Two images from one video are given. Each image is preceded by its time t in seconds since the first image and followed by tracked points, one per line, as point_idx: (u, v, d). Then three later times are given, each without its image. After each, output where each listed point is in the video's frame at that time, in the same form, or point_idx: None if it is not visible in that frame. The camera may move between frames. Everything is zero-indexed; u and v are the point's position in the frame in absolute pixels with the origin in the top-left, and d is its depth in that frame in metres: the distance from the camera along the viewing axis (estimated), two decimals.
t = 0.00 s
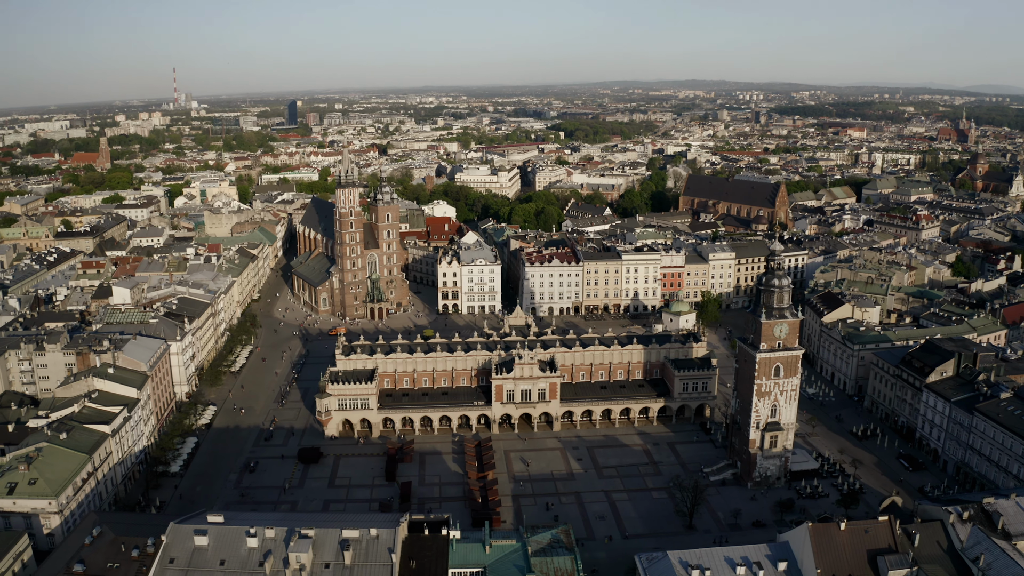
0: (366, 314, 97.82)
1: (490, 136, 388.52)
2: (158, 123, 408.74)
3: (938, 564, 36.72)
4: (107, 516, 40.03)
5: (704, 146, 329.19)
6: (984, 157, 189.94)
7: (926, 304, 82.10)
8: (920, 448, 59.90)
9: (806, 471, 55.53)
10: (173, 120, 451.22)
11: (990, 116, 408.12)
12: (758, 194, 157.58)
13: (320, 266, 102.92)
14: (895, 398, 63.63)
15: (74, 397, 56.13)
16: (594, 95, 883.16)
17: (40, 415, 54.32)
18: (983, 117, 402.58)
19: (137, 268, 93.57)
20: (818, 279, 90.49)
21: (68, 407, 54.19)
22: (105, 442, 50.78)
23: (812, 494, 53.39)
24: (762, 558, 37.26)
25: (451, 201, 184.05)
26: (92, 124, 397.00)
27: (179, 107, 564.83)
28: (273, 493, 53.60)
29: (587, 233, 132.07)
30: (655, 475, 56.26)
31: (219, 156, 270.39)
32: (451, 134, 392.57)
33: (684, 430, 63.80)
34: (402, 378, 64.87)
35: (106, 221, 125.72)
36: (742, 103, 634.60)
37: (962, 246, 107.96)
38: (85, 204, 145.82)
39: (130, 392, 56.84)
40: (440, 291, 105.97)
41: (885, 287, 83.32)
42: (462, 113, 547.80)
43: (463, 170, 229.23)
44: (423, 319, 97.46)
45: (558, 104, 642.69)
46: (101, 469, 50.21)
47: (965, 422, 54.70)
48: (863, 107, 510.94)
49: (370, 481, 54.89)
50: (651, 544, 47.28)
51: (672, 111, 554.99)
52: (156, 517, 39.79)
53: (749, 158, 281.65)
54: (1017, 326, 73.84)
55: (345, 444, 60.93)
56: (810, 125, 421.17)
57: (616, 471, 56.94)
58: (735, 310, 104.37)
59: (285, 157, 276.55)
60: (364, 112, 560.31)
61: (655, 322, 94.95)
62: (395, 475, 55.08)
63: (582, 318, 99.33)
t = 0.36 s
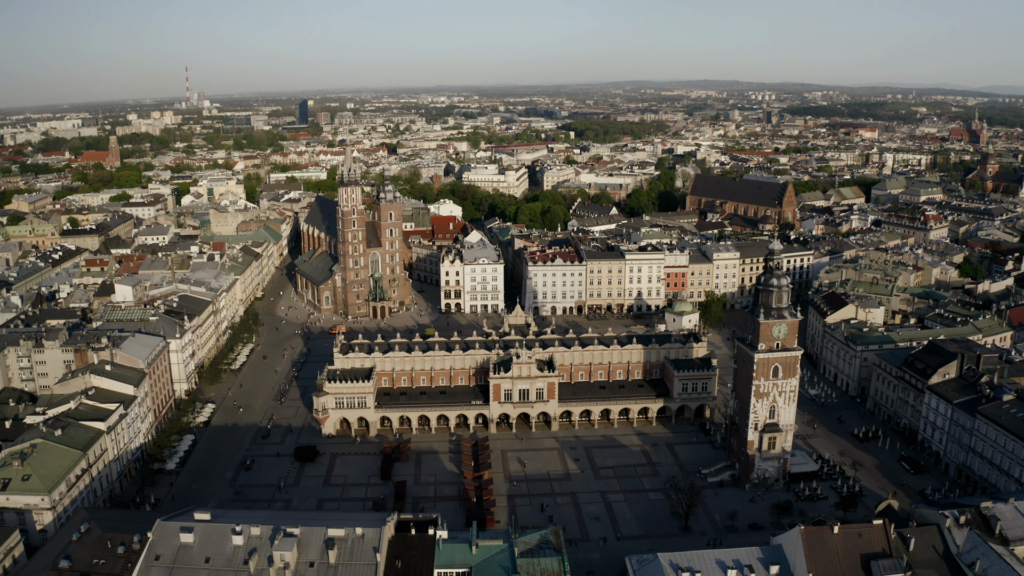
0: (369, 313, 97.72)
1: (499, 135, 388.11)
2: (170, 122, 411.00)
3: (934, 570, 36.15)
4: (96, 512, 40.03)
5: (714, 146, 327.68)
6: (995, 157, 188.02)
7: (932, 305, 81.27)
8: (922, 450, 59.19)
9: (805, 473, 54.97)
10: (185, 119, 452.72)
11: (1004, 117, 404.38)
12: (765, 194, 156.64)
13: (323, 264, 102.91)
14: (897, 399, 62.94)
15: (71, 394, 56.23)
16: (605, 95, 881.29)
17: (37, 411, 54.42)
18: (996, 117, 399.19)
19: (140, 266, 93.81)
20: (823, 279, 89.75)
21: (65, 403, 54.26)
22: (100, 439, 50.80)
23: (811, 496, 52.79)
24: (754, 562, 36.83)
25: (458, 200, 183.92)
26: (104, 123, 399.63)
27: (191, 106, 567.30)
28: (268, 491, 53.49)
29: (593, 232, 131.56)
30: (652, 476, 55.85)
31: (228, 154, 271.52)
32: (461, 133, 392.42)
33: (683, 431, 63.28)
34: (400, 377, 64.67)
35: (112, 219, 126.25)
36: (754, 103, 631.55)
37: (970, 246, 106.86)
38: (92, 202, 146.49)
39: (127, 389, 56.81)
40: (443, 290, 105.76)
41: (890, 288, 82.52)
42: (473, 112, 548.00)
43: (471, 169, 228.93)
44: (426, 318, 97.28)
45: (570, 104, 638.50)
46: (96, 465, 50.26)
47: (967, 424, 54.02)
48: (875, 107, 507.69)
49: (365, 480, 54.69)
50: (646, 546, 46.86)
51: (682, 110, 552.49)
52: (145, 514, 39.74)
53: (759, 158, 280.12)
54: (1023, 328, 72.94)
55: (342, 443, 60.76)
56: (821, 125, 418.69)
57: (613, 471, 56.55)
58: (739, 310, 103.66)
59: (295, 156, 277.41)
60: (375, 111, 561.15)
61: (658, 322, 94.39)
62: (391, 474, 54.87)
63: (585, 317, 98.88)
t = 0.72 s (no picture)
0: (371, 311, 97.67)
1: (509, 134, 387.69)
2: (182, 121, 413.76)
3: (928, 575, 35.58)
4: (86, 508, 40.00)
5: (724, 146, 326.16)
6: (1007, 158, 186.12)
7: (937, 306, 80.42)
8: (924, 453, 58.48)
9: (803, 475, 54.43)
10: (196, 117, 454.59)
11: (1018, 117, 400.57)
12: (773, 194, 155.64)
13: (326, 263, 102.89)
14: (900, 401, 62.19)
15: (68, 390, 56.29)
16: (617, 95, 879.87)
17: (34, 408, 54.52)
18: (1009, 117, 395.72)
19: (144, 264, 94.04)
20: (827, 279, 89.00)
21: (61, 400, 54.31)
22: (95, 436, 50.79)
23: (809, 498, 52.21)
24: (745, 565, 36.37)
25: (464, 199, 183.81)
26: (117, 122, 402.31)
27: (203, 105, 570.49)
28: (263, 489, 53.39)
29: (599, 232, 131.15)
30: (649, 477, 55.42)
31: (237, 153, 272.61)
32: (471, 133, 392.22)
33: (682, 432, 62.81)
34: (398, 375, 64.46)
35: (118, 217, 126.83)
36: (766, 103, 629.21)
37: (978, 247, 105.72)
38: (100, 200, 147.27)
39: (124, 386, 56.77)
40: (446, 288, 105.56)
41: (895, 288, 81.72)
42: (483, 111, 547.63)
43: (479, 168, 228.69)
44: (428, 317, 97.11)
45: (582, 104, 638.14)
46: (91, 462, 50.30)
47: (969, 427, 53.33)
48: (888, 108, 504.55)
49: (360, 479, 54.53)
50: (640, 547, 46.46)
51: (694, 110, 551.33)
52: (135, 511, 39.72)
53: (769, 158, 278.60)
54: None
55: (338, 441, 60.63)
56: (832, 125, 416.12)
57: (610, 472, 56.16)
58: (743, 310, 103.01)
59: (304, 155, 278.16)
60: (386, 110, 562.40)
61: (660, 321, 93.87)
62: (386, 473, 54.66)
63: (588, 317, 98.47)
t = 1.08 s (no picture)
0: (373, 310, 97.54)
1: (519, 134, 387.25)
2: (193, 120, 415.76)
3: None
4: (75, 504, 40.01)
5: (734, 146, 324.70)
6: (1019, 158, 184.23)
7: (943, 307, 79.59)
8: (926, 455, 57.80)
9: (802, 477, 53.90)
10: (208, 116, 456.32)
11: None
12: (780, 193, 154.61)
13: (329, 261, 102.85)
14: (902, 403, 61.50)
15: (65, 387, 56.39)
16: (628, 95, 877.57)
17: (30, 405, 54.62)
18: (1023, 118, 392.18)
19: (147, 262, 94.23)
20: (832, 279, 88.24)
21: (58, 397, 54.38)
22: (90, 433, 50.79)
23: (808, 501, 51.65)
24: (735, 568, 35.95)
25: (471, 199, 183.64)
26: (129, 121, 404.56)
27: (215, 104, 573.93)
28: (258, 488, 53.30)
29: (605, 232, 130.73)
30: (646, 478, 54.98)
31: (247, 152, 273.52)
32: (481, 132, 391.94)
33: (681, 432, 62.31)
34: (396, 374, 64.28)
35: (124, 216, 127.43)
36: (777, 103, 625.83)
37: (987, 248, 104.61)
38: (107, 199, 147.98)
39: (120, 384, 56.78)
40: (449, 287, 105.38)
41: (901, 289, 80.88)
42: (493, 111, 547.84)
43: (487, 167, 228.50)
44: (430, 316, 96.92)
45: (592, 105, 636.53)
46: (86, 459, 50.35)
47: (970, 430, 52.66)
48: (901, 108, 501.14)
49: (355, 478, 54.36)
50: (634, 549, 46.06)
51: (705, 110, 548.76)
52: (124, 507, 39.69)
53: (778, 158, 277.06)
54: None
55: (335, 440, 60.47)
56: (844, 126, 413.63)
57: (606, 472, 55.73)
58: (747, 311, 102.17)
59: (313, 154, 278.93)
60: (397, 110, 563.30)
61: (663, 322, 93.37)
62: (381, 473, 54.46)
63: (591, 316, 98.00)
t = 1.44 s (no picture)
0: (376, 309, 97.42)
1: (528, 133, 386.66)
2: (204, 119, 417.02)
3: None
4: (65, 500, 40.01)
5: (744, 146, 323.12)
6: None
7: (948, 307, 78.80)
8: (927, 458, 57.08)
9: (801, 479, 53.31)
10: (219, 115, 457.78)
11: None
12: (788, 193, 153.61)
13: (332, 260, 102.82)
14: (904, 405, 60.79)
15: (63, 384, 56.47)
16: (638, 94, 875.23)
17: (27, 402, 54.76)
18: None
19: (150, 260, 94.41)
20: (837, 279, 87.45)
21: (54, 394, 54.45)
22: (86, 429, 50.85)
23: (806, 504, 51.08)
24: (726, 571, 35.48)
25: (478, 198, 183.42)
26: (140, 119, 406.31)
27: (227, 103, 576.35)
28: (253, 486, 53.21)
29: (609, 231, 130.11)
30: (642, 479, 54.55)
31: (256, 151, 274.29)
32: (490, 132, 391.58)
33: (681, 433, 61.78)
34: (393, 373, 64.10)
35: (130, 214, 127.89)
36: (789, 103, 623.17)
37: (995, 249, 103.54)
38: (115, 197, 148.62)
39: (117, 381, 56.81)
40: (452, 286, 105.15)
41: (905, 290, 80.06)
42: (505, 111, 547.86)
43: (495, 166, 228.16)
44: (432, 315, 96.71)
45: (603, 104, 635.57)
46: (81, 455, 50.39)
47: (972, 432, 51.96)
48: (913, 108, 497.78)
49: (350, 477, 54.17)
50: (628, 550, 45.69)
51: (716, 109, 546.37)
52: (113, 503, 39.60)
53: (788, 158, 275.42)
54: None
55: (332, 439, 60.31)
56: (855, 125, 411.02)
57: (603, 473, 55.32)
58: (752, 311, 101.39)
59: (322, 153, 279.28)
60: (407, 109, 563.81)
61: (666, 321, 92.78)
62: (377, 472, 54.27)
63: (593, 316, 97.56)
